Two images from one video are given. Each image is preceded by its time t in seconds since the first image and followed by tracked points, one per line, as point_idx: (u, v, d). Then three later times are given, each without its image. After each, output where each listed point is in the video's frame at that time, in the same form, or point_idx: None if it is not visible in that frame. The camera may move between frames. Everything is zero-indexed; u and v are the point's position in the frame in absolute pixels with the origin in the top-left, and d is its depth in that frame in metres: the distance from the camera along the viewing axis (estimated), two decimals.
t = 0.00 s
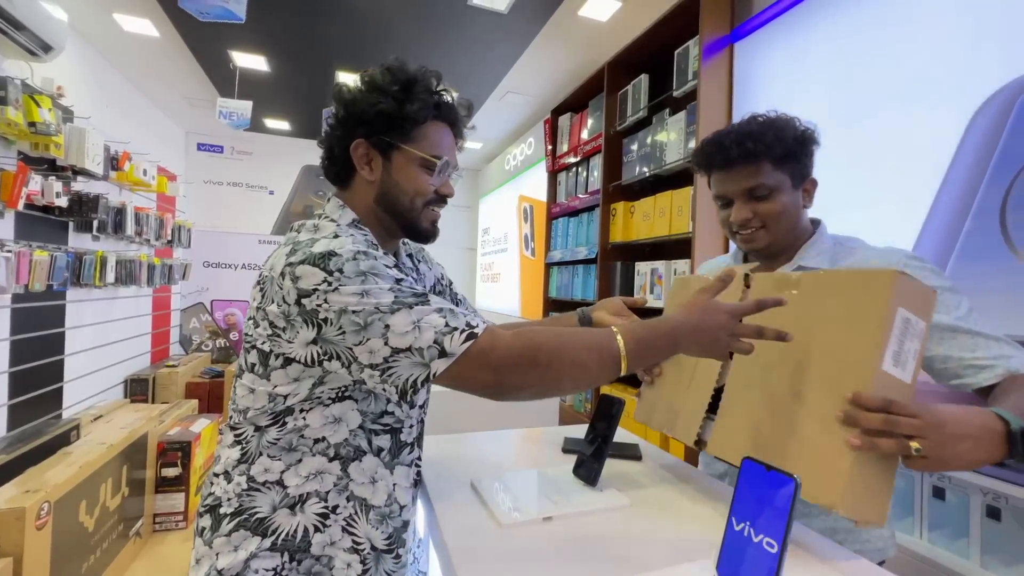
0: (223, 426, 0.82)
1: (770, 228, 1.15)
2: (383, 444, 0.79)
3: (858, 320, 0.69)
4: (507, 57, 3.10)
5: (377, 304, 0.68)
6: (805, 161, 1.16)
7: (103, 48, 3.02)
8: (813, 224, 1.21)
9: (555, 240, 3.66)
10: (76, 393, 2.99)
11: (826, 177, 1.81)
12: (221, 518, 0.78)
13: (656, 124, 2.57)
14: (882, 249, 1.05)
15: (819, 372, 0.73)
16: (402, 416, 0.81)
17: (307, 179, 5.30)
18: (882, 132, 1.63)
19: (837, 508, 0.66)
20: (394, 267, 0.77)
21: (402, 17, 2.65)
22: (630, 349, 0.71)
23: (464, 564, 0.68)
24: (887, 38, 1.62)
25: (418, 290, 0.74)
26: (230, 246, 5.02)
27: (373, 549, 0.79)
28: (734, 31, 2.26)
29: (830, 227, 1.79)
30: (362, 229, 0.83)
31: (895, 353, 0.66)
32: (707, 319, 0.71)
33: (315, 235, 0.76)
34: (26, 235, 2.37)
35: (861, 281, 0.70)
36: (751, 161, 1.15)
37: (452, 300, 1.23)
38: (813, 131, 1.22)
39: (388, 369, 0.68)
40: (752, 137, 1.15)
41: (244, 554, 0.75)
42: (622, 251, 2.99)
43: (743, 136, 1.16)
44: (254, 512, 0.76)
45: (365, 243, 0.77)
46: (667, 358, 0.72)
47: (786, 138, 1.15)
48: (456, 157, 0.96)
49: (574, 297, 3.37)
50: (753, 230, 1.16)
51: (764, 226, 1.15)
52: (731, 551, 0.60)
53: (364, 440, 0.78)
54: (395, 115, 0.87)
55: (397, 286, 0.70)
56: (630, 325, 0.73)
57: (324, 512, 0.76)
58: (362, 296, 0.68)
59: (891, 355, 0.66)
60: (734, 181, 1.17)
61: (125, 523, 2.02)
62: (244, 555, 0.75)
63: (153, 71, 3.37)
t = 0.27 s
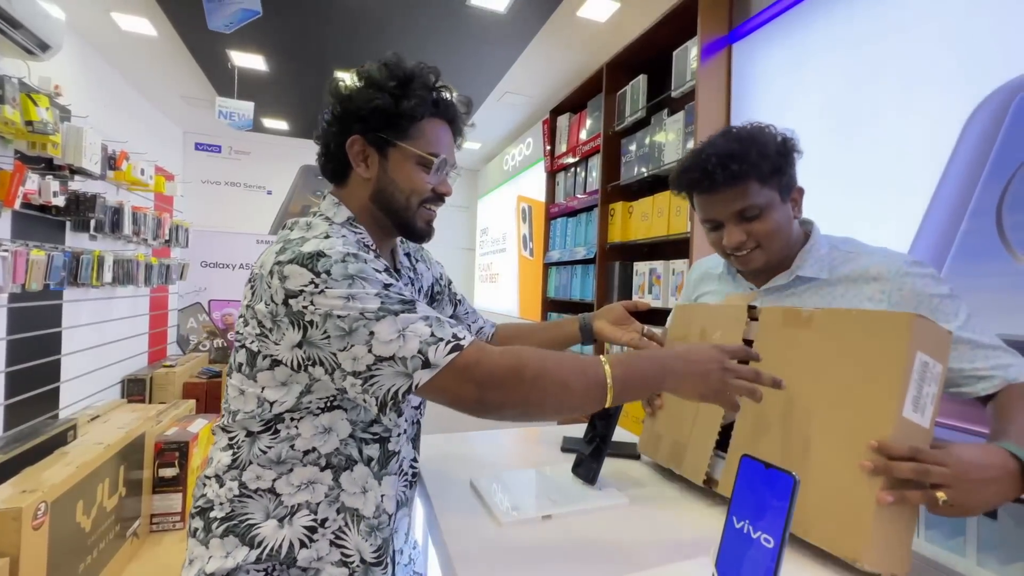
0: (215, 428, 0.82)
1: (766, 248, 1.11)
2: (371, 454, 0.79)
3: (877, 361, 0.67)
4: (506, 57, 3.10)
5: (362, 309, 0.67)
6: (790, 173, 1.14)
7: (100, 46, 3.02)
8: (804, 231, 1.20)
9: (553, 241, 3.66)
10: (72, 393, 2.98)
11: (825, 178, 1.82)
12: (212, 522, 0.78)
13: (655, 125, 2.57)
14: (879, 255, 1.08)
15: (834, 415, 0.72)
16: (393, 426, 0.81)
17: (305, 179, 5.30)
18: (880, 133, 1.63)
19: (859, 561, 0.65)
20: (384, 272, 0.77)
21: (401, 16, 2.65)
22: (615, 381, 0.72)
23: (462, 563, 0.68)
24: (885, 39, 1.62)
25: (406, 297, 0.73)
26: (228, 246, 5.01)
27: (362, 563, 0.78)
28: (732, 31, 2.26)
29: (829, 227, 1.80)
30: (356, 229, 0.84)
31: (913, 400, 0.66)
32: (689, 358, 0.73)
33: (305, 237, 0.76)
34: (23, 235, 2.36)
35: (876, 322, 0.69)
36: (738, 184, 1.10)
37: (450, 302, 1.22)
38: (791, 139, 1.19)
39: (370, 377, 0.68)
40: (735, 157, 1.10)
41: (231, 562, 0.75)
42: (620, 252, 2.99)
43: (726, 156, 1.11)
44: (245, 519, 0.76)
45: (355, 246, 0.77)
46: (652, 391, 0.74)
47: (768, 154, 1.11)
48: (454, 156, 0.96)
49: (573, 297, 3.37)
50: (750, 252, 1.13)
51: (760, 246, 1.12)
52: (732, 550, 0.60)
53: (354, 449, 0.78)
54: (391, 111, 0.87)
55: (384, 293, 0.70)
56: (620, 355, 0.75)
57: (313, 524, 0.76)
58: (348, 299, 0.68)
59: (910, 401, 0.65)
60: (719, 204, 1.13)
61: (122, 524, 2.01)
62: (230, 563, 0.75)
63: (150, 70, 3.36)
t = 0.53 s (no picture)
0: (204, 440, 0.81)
1: (758, 265, 1.12)
2: (360, 476, 0.78)
3: (877, 363, 0.68)
4: (503, 58, 3.11)
5: (356, 335, 0.66)
6: (780, 189, 1.12)
7: (95, 48, 3.00)
8: (796, 237, 1.20)
9: (551, 241, 3.67)
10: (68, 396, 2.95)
11: (821, 179, 1.83)
12: (200, 535, 0.78)
13: (652, 126, 2.58)
14: (871, 258, 1.09)
15: (834, 417, 0.72)
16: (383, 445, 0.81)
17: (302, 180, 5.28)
18: (876, 134, 1.64)
19: (861, 562, 0.66)
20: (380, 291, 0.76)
21: (396, 18, 2.65)
22: (602, 426, 0.73)
23: (462, 563, 0.68)
24: (880, 41, 1.63)
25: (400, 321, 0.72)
26: (225, 248, 4.99)
27: None
28: (729, 33, 2.27)
29: (826, 227, 1.81)
30: (354, 237, 0.84)
31: (913, 400, 0.66)
32: (672, 409, 0.74)
33: (300, 249, 0.75)
34: (19, 236, 2.34)
35: (876, 324, 0.69)
36: (726, 211, 1.08)
37: (443, 306, 1.20)
38: (779, 151, 1.16)
39: (358, 405, 0.67)
40: (721, 183, 1.08)
41: None
42: (618, 252, 3.00)
43: (715, 182, 1.08)
44: (230, 539, 0.76)
45: (352, 263, 0.75)
46: (636, 439, 0.75)
47: (756, 175, 1.08)
48: (454, 161, 0.96)
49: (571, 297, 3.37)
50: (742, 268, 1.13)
51: (751, 264, 1.12)
52: (731, 547, 0.60)
53: (343, 470, 0.77)
54: (391, 117, 0.87)
55: (378, 317, 0.69)
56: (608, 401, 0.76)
57: (297, 548, 0.75)
58: (341, 322, 0.67)
59: (910, 402, 0.66)
60: (709, 229, 1.11)
61: (119, 527, 2.00)
62: None
63: (146, 72, 3.35)
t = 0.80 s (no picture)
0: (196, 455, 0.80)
1: (759, 247, 1.11)
2: (360, 494, 0.77)
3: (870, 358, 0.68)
4: (498, 61, 3.12)
5: (368, 366, 0.65)
6: (784, 175, 1.13)
7: (88, 54, 2.99)
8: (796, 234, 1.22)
9: (547, 243, 3.68)
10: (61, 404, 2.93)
11: (814, 179, 1.85)
12: (191, 549, 0.77)
13: (647, 127, 2.59)
14: (866, 254, 1.12)
15: (831, 418, 0.72)
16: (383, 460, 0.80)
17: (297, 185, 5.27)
18: (867, 134, 1.66)
19: (861, 560, 0.66)
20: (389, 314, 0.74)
21: (390, 22, 2.66)
22: (609, 447, 0.74)
23: (462, 565, 0.68)
24: (870, 42, 1.65)
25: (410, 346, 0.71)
26: (220, 253, 4.97)
27: None
28: (721, 35, 2.29)
29: (819, 227, 1.83)
30: (351, 248, 0.83)
31: (907, 396, 0.66)
32: (670, 431, 0.77)
33: (302, 269, 0.72)
34: (11, 244, 2.33)
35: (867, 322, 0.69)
36: (731, 189, 1.09)
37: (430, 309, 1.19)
38: (787, 142, 1.18)
39: (370, 433, 0.66)
40: (730, 162, 1.10)
41: None
42: (614, 254, 3.01)
43: (723, 161, 1.10)
44: (221, 553, 0.75)
45: (359, 287, 0.72)
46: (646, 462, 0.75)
47: (762, 157, 1.10)
48: (452, 163, 0.95)
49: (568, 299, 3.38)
50: (743, 251, 1.12)
51: (753, 246, 1.11)
52: (731, 544, 0.60)
53: (341, 487, 0.76)
54: (384, 120, 0.86)
55: (390, 346, 0.67)
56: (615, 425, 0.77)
57: (290, 567, 0.74)
58: (352, 354, 0.65)
59: (903, 399, 0.66)
60: (714, 207, 1.12)
61: (115, 536, 1.98)
62: None
63: (139, 77, 3.34)
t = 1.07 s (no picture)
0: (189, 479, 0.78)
1: (757, 247, 1.12)
2: (361, 514, 0.78)
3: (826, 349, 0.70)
4: (490, 65, 3.13)
5: (367, 403, 0.64)
6: (783, 175, 1.12)
7: (78, 63, 2.98)
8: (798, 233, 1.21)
9: (542, 246, 3.68)
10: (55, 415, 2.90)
11: (806, 179, 1.87)
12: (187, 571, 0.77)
13: (639, 129, 2.61)
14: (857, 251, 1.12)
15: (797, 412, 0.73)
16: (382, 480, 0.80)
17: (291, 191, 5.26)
18: (856, 134, 1.68)
19: (806, 543, 0.69)
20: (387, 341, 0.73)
21: (382, 27, 2.66)
22: (602, 459, 0.75)
23: (464, 571, 0.68)
24: (857, 44, 1.68)
25: (409, 373, 0.71)
26: (213, 261, 4.95)
27: None
28: (711, 38, 2.31)
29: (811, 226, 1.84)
30: (345, 267, 0.80)
31: (856, 390, 0.68)
32: (658, 436, 0.78)
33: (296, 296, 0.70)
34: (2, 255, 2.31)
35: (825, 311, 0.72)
36: (728, 190, 1.09)
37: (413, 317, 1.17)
38: (788, 141, 1.17)
39: (370, 469, 0.65)
40: (726, 164, 1.10)
41: None
42: (609, 256, 3.02)
43: (718, 163, 1.11)
44: None
45: (356, 318, 0.71)
46: (637, 472, 0.77)
47: (759, 157, 1.09)
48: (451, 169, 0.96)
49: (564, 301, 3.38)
50: (740, 250, 1.13)
51: (751, 246, 1.12)
52: (729, 545, 0.61)
53: (342, 507, 0.77)
54: (392, 129, 0.85)
55: (391, 378, 0.67)
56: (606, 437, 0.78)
57: None
58: (351, 390, 0.64)
59: (851, 392, 0.68)
60: (710, 209, 1.13)
61: (111, 548, 1.96)
62: None
63: (130, 86, 3.32)
